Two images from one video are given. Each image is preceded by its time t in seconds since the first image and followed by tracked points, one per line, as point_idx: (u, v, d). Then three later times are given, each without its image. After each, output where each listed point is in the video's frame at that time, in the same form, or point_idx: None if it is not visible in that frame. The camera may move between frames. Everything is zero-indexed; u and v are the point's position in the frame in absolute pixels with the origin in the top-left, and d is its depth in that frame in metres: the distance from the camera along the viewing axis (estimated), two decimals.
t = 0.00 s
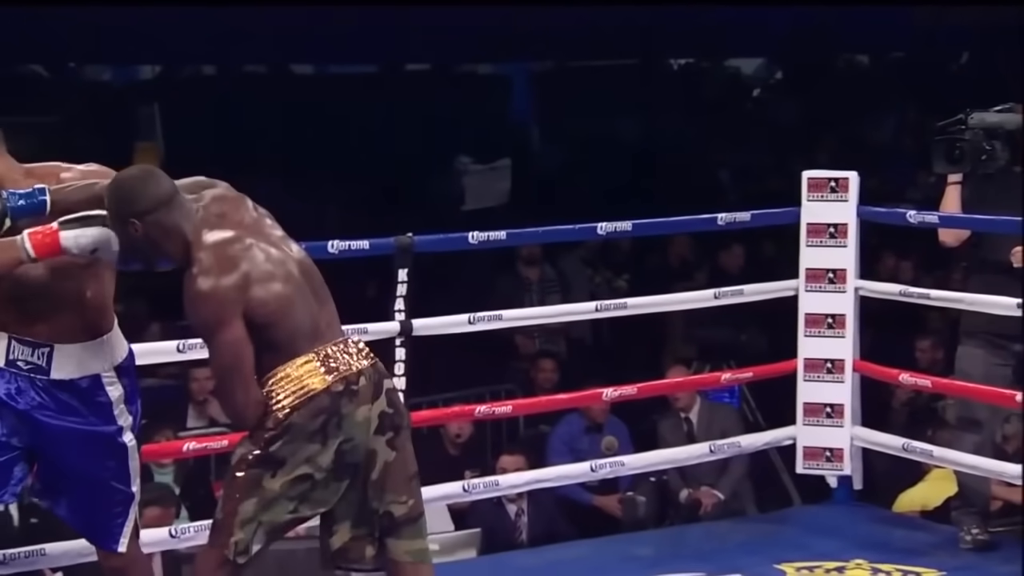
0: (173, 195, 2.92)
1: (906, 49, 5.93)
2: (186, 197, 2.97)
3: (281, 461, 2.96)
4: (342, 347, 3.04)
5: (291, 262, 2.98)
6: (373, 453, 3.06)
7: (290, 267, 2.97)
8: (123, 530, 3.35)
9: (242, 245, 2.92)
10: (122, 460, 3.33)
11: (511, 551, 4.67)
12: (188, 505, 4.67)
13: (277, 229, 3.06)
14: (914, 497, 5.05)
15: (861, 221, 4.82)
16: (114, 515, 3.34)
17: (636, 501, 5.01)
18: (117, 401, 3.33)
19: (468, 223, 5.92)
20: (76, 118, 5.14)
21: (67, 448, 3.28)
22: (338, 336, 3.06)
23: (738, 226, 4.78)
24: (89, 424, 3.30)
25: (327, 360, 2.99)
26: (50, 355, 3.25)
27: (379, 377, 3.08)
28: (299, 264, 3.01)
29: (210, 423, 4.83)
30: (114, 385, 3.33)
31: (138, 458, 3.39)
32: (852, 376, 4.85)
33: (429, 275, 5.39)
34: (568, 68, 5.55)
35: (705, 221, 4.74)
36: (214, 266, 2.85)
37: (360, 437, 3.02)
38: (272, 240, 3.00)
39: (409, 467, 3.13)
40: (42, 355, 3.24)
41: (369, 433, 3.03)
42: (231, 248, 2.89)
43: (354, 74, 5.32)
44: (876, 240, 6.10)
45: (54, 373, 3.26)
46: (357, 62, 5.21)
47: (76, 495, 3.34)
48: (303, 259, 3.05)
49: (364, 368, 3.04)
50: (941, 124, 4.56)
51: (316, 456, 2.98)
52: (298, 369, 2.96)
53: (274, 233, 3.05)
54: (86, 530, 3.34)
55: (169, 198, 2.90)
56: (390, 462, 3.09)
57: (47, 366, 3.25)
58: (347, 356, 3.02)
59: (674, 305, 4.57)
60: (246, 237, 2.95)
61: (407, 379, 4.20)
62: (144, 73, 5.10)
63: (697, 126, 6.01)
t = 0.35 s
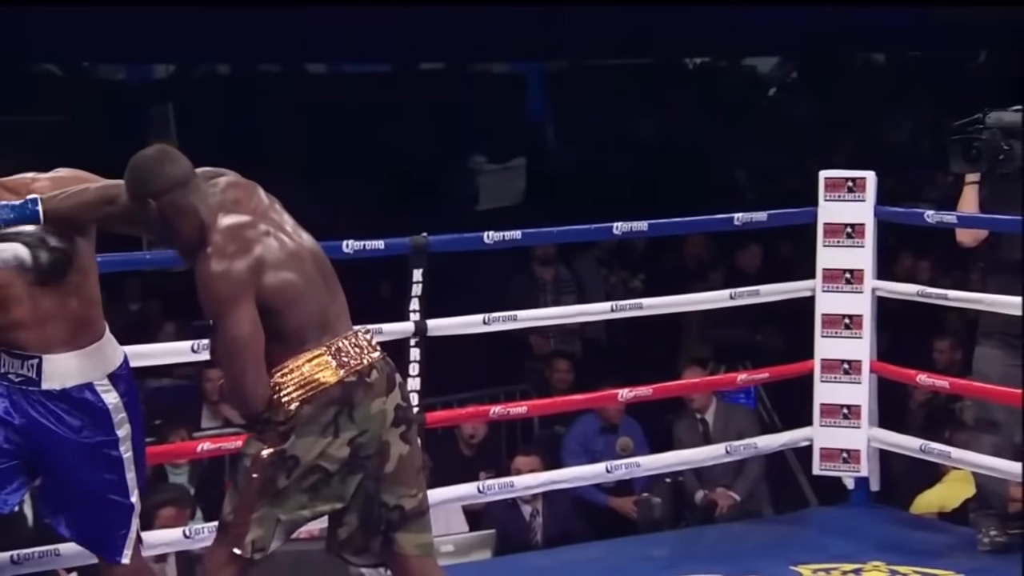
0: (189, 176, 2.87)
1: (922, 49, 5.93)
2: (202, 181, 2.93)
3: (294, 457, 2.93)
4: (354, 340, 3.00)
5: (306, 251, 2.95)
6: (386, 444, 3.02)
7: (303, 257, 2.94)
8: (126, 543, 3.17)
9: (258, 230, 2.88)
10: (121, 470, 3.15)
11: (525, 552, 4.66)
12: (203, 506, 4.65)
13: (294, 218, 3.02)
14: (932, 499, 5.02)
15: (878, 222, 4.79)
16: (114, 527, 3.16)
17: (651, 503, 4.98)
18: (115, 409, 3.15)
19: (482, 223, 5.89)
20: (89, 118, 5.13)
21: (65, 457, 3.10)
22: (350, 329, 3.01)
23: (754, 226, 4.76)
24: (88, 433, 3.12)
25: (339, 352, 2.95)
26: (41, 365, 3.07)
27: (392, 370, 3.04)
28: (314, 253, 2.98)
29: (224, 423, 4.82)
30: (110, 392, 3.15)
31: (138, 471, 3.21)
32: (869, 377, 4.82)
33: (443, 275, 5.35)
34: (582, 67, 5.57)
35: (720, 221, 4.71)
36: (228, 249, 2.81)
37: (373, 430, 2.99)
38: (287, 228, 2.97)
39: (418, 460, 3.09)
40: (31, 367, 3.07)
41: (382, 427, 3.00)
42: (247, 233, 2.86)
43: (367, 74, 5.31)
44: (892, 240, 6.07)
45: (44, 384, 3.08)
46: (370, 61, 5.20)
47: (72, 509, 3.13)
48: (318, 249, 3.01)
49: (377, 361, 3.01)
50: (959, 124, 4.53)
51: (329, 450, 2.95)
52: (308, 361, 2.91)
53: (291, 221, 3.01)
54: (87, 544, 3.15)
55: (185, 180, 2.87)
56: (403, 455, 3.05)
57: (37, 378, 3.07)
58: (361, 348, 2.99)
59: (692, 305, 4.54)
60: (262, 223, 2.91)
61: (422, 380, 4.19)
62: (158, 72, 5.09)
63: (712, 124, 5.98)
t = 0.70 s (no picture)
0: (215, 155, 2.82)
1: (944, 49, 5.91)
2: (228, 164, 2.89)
3: (301, 454, 2.88)
4: (366, 337, 2.93)
5: (325, 243, 2.89)
6: (391, 445, 2.94)
7: (323, 249, 2.88)
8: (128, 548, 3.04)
9: (279, 217, 2.82)
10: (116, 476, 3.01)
11: (545, 553, 4.64)
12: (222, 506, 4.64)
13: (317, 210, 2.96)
14: (954, 501, 4.98)
15: (900, 222, 4.76)
16: (112, 533, 3.02)
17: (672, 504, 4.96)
18: (106, 414, 3.00)
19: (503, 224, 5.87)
20: (108, 117, 5.15)
21: (54, 462, 2.96)
22: (361, 325, 2.94)
23: (776, 226, 4.72)
24: (78, 439, 2.98)
25: (346, 348, 2.87)
26: (27, 371, 2.93)
27: (399, 370, 2.96)
28: (334, 246, 2.92)
29: (243, 423, 4.81)
30: (100, 397, 3.00)
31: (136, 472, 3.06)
32: (892, 378, 4.79)
33: (462, 275, 5.32)
34: (600, 66, 5.58)
35: (741, 221, 4.68)
36: (247, 233, 2.75)
37: (379, 429, 2.91)
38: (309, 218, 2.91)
39: (424, 460, 3.00)
40: (18, 376, 2.93)
41: (389, 426, 2.93)
42: (267, 219, 2.80)
43: (386, 73, 5.30)
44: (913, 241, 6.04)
45: (32, 392, 2.94)
46: (389, 59, 5.19)
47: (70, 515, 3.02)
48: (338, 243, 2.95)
49: (384, 358, 2.94)
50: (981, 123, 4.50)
51: (336, 448, 2.89)
52: (314, 356, 2.84)
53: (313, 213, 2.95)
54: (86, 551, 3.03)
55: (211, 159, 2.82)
56: (410, 455, 2.97)
57: (25, 387, 2.94)
58: (368, 345, 2.91)
59: (713, 306, 4.52)
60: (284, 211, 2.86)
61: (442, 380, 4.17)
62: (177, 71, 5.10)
63: (732, 124, 5.94)
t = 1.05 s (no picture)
0: (248, 138, 2.96)
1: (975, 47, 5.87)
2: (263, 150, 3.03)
3: (311, 450, 2.97)
4: (382, 332, 3.02)
5: (348, 236, 3.00)
6: (400, 440, 3.04)
7: (345, 242, 2.98)
8: (130, 544, 3.15)
9: (304, 206, 2.94)
10: (111, 479, 3.12)
11: (574, 554, 4.62)
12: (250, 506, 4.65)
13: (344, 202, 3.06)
14: (986, 503, 4.94)
15: (931, 222, 4.73)
16: (111, 535, 3.13)
17: (700, 505, 4.94)
18: (98, 419, 3.12)
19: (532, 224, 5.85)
20: (136, 117, 5.18)
21: (49, 470, 3.10)
22: (376, 322, 3.04)
23: (806, 226, 4.70)
24: (71, 446, 3.10)
25: (357, 343, 2.97)
26: (19, 386, 3.07)
27: (410, 367, 3.06)
28: (356, 240, 3.02)
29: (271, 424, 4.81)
30: (91, 402, 3.12)
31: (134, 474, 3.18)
32: (922, 379, 4.76)
33: (490, 275, 5.31)
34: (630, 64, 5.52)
35: (771, 220, 4.66)
36: (271, 219, 2.87)
37: (389, 424, 3.01)
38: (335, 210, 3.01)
39: (434, 457, 3.09)
40: (12, 390, 3.07)
41: (399, 422, 3.03)
42: (292, 207, 2.92)
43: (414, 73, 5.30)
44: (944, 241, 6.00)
45: (26, 404, 3.08)
46: (417, 59, 5.20)
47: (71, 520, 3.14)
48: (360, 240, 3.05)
49: (395, 355, 3.04)
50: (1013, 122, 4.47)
51: (346, 444, 2.99)
52: (324, 347, 2.94)
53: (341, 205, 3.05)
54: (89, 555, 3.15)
55: (245, 139, 2.96)
56: (420, 452, 3.06)
57: (20, 401, 3.07)
58: (380, 342, 3.01)
59: (743, 306, 4.49)
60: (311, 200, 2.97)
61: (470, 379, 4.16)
62: (205, 71, 5.11)
63: (762, 123, 5.92)
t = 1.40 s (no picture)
0: (281, 126, 3.16)
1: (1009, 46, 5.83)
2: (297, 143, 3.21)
3: (327, 449, 3.06)
4: (401, 328, 3.14)
5: (371, 228, 3.13)
6: (416, 439, 3.15)
7: (367, 235, 3.11)
8: (138, 538, 3.24)
9: (329, 196, 3.09)
10: (112, 480, 3.21)
11: (605, 555, 4.60)
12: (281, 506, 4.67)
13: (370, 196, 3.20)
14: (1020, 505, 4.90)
15: (963, 221, 4.70)
16: (116, 533, 3.21)
17: (730, 505, 4.89)
18: (95, 421, 3.22)
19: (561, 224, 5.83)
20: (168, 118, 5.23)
21: (51, 477, 3.18)
22: (396, 319, 3.16)
23: (837, 226, 4.67)
24: (69, 453, 3.19)
25: (376, 340, 3.08)
26: (16, 400, 3.14)
27: (427, 365, 3.18)
28: (378, 234, 3.15)
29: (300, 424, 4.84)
30: (87, 406, 3.22)
31: (132, 474, 3.27)
32: (955, 380, 4.72)
33: (519, 276, 5.29)
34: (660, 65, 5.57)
35: (801, 221, 4.64)
36: (294, 207, 3.02)
37: (405, 423, 3.12)
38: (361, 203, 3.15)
39: (448, 456, 3.21)
40: (11, 405, 3.14)
41: (414, 420, 3.14)
42: (317, 197, 3.07)
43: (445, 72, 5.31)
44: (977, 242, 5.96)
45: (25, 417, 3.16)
46: (446, 59, 5.21)
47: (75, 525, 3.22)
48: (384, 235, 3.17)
49: (413, 353, 3.16)
50: None
51: (362, 441, 3.08)
52: (344, 341, 3.06)
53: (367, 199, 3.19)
54: (97, 558, 3.22)
55: (279, 129, 3.15)
56: (435, 451, 3.18)
57: (18, 414, 3.15)
58: (398, 341, 3.12)
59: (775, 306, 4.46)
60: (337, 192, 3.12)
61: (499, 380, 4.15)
62: (234, 71, 5.12)
63: (790, 124, 5.94)
